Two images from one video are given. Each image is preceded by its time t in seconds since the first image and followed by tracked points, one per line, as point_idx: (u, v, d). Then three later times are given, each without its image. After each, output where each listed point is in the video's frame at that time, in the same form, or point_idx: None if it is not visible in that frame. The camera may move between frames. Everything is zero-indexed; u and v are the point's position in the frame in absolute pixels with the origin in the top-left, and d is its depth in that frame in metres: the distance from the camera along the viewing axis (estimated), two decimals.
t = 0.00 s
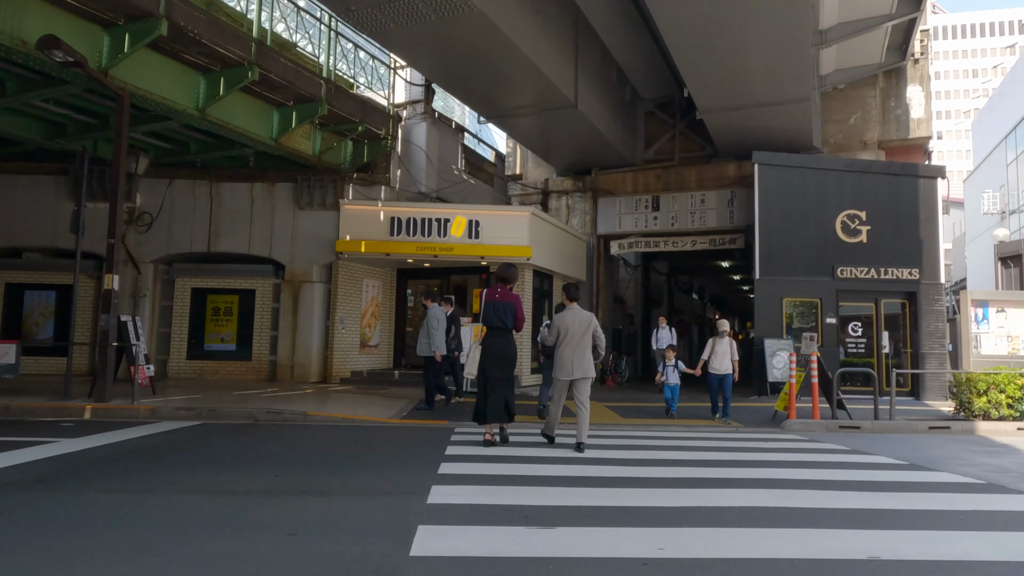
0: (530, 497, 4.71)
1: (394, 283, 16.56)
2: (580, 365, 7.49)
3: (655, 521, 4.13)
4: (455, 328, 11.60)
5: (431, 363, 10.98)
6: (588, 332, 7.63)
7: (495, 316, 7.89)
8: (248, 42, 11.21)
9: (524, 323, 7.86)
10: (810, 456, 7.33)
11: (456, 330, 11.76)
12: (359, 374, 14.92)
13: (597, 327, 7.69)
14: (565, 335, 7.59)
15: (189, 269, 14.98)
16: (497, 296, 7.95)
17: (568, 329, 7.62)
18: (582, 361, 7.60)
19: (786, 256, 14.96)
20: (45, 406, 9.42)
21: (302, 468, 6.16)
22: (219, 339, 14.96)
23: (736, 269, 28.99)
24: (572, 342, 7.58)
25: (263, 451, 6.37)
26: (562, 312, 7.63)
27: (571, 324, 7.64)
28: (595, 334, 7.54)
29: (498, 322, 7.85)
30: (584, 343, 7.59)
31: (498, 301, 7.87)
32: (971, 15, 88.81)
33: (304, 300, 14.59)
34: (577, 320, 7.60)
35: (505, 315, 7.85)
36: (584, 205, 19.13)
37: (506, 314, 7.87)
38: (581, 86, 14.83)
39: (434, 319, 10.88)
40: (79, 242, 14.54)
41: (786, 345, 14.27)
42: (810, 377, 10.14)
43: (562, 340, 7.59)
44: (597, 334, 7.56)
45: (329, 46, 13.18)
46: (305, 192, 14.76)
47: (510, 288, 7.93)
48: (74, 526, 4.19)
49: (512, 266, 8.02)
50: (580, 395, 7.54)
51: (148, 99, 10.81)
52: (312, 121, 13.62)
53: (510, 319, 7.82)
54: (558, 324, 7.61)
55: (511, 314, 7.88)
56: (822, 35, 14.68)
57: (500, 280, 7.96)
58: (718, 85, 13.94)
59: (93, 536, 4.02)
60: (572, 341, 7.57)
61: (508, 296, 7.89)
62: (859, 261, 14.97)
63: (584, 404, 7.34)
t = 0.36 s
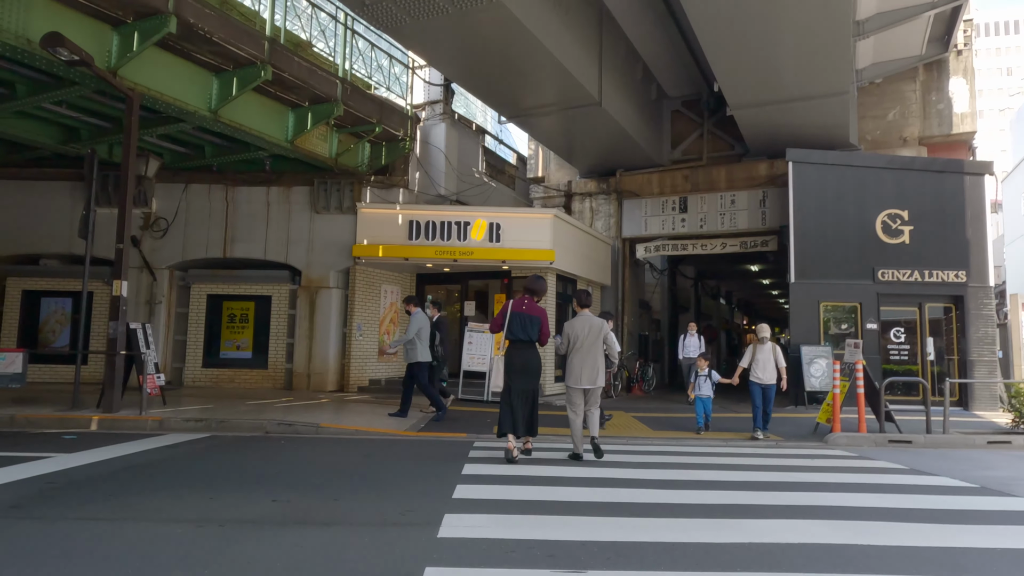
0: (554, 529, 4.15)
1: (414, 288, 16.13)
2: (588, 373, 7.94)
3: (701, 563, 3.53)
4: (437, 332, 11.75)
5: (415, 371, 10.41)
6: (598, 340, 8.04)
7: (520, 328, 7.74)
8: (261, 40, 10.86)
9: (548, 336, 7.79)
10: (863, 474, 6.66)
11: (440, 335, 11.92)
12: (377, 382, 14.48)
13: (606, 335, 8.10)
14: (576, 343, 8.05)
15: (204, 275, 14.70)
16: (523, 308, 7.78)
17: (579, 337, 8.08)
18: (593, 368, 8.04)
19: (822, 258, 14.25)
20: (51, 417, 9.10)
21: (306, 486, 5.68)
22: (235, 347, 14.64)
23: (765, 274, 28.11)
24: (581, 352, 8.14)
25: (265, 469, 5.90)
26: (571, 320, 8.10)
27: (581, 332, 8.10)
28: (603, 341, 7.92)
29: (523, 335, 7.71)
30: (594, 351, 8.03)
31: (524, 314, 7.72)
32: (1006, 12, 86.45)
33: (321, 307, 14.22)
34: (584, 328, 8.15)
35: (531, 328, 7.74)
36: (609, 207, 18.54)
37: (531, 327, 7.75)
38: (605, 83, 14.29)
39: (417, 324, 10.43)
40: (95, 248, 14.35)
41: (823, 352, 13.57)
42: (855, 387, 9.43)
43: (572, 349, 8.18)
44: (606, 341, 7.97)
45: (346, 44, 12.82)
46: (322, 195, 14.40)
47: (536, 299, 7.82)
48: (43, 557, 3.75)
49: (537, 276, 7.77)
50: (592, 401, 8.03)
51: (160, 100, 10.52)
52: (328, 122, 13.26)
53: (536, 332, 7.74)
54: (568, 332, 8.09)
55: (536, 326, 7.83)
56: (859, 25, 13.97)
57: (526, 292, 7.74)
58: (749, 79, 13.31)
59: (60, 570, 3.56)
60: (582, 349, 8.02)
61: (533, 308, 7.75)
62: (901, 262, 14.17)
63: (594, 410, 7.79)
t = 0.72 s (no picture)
0: (581, 567, 3.55)
1: (434, 292, 15.64)
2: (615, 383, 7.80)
3: None
4: (421, 334, 10.89)
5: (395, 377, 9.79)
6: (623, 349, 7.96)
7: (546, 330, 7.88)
8: (272, 33, 10.46)
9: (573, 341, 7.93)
10: (927, 493, 5.96)
11: (424, 338, 10.97)
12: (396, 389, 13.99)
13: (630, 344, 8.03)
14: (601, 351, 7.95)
15: (220, 278, 14.36)
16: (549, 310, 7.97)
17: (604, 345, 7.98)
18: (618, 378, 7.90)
19: (863, 257, 13.46)
20: (55, 425, 8.74)
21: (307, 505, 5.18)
22: (251, 352, 14.26)
23: (798, 275, 27.15)
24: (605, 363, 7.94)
25: (265, 485, 5.40)
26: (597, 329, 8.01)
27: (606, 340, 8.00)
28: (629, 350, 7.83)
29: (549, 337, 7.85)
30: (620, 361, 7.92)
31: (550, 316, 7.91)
32: None
33: (337, 311, 13.78)
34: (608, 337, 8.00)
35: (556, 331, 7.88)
36: (635, 207, 17.88)
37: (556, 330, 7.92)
38: (631, 76, 13.68)
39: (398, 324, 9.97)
40: (111, 252, 14.12)
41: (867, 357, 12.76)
42: (909, 396, 8.65)
43: (594, 359, 7.98)
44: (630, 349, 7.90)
45: (362, 38, 12.38)
46: (339, 196, 13.97)
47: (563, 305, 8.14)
48: None
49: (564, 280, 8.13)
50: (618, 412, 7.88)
51: (170, 97, 10.18)
52: (343, 119, 12.85)
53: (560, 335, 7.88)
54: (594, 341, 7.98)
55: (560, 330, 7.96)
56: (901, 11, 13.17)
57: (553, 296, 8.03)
58: (784, 69, 12.60)
59: None
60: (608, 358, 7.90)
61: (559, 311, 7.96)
62: (950, 261, 13.30)
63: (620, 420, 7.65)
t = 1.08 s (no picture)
0: None
1: (452, 295, 15.12)
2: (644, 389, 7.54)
3: None
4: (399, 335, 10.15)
5: (373, 378, 9.61)
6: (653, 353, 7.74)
7: (567, 337, 7.53)
8: (283, 24, 10.04)
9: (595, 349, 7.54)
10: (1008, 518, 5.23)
11: (404, 339, 10.27)
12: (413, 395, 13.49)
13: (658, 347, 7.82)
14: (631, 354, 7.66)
15: (233, 281, 13.99)
16: (569, 316, 7.64)
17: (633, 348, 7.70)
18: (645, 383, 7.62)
19: (906, 256, 12.67)
20: (56, 434, 8.35)
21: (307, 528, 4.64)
22: (265, 357, 13.84)
23: (829, 277, 26.19)
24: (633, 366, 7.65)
25: (261, 506, 4.89)
26: (626, 329, 7.69)
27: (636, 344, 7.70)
28: (661, 355, 7.60)
29: (570, 344, 7.50)
30: (650, 366, 7.66)
31: (570, 322, 7.57)
32: None
33: (353, 314, 13.31)
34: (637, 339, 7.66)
35: (579, 337, 7.51)
36: (661, 206, 17.23)
37: (577, 336, 7.56)
38: (657, 67, 13.06)
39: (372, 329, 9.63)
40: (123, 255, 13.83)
41: (912, 362, 11.98)
42: (968, 405, 7.90)
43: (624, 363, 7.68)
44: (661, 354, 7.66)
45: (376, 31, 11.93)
46: (353, 195, 13.50)
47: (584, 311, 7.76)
48: None
49: (586, 286, 7.80)
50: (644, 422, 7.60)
51: (176, 91, 9.79)
52: (357, 115, 12.40)
53: (583, 343, 7.50)
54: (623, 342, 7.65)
55: (581, 337, 7.59)
56: None
57: (573, 301, 7.69)
58: (821, 57, 11.90)
59: None
60: (638, 362, 7.63)
61: (580, 316, 7.63)
62: (1001, 260, 12.45)
63: (651, 430, 7.34)
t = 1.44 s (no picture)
0: None
1: (465, 296, 14.60)
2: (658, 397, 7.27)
3: None
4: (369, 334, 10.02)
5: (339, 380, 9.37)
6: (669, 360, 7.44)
7: (587, 344, 7.04)
8: (286, 12, 9.59)
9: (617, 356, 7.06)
10: None
11: (376, 338, 10.09)
12: (424, 400, 12.98)
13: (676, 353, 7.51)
14: (644, 362, 7.41)
15: (239, 283, 13.57)
16: (588, 321, 7.16)
17: (647, 356, 7.44)
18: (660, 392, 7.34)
19: (945, 254, 11.97)
20: (46, 443, 7.91)
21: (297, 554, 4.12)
22: (271, 361, 13.36)
23: (854, 277, 25.37)
24: (649, 373, 7.40)
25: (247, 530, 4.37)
26: (639, 337, 7.47)
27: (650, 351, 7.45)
28: (677, 361, 7.30)
29: (590, 351, 7.01)
30: (666, 374, 7.37)
31: (590, 327, 7.09)
32: None
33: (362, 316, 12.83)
34: (656, 346, 7.35)
35: (601, 344, 7.01)
36: (681, 203, 16.61)
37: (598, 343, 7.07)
38: (678, 56, 12.47)
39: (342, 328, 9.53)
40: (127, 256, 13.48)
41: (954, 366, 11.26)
42: None
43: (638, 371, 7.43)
44: (678, 361, 7.35)
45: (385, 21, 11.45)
46: (362, 193, 13.02)
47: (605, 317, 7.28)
48: None
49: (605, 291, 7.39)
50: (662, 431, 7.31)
51: (175, 83, 9.39)
52: (365, 109, 11.94)
53: (604, 349, 7.01)
54: (636, 350, 7.42)
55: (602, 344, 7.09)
56: None
57: (592, 306, 7.24)
58: (853, 44, 11.25)
59: None
60: (652, 369, 7.37)
61: (600, 322, 7.14)
62: None
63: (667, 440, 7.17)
